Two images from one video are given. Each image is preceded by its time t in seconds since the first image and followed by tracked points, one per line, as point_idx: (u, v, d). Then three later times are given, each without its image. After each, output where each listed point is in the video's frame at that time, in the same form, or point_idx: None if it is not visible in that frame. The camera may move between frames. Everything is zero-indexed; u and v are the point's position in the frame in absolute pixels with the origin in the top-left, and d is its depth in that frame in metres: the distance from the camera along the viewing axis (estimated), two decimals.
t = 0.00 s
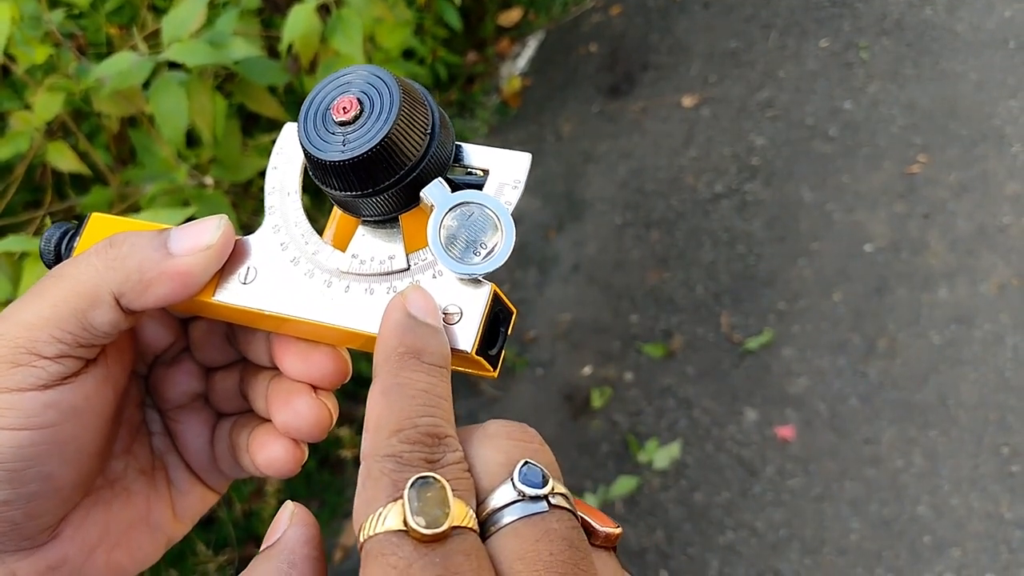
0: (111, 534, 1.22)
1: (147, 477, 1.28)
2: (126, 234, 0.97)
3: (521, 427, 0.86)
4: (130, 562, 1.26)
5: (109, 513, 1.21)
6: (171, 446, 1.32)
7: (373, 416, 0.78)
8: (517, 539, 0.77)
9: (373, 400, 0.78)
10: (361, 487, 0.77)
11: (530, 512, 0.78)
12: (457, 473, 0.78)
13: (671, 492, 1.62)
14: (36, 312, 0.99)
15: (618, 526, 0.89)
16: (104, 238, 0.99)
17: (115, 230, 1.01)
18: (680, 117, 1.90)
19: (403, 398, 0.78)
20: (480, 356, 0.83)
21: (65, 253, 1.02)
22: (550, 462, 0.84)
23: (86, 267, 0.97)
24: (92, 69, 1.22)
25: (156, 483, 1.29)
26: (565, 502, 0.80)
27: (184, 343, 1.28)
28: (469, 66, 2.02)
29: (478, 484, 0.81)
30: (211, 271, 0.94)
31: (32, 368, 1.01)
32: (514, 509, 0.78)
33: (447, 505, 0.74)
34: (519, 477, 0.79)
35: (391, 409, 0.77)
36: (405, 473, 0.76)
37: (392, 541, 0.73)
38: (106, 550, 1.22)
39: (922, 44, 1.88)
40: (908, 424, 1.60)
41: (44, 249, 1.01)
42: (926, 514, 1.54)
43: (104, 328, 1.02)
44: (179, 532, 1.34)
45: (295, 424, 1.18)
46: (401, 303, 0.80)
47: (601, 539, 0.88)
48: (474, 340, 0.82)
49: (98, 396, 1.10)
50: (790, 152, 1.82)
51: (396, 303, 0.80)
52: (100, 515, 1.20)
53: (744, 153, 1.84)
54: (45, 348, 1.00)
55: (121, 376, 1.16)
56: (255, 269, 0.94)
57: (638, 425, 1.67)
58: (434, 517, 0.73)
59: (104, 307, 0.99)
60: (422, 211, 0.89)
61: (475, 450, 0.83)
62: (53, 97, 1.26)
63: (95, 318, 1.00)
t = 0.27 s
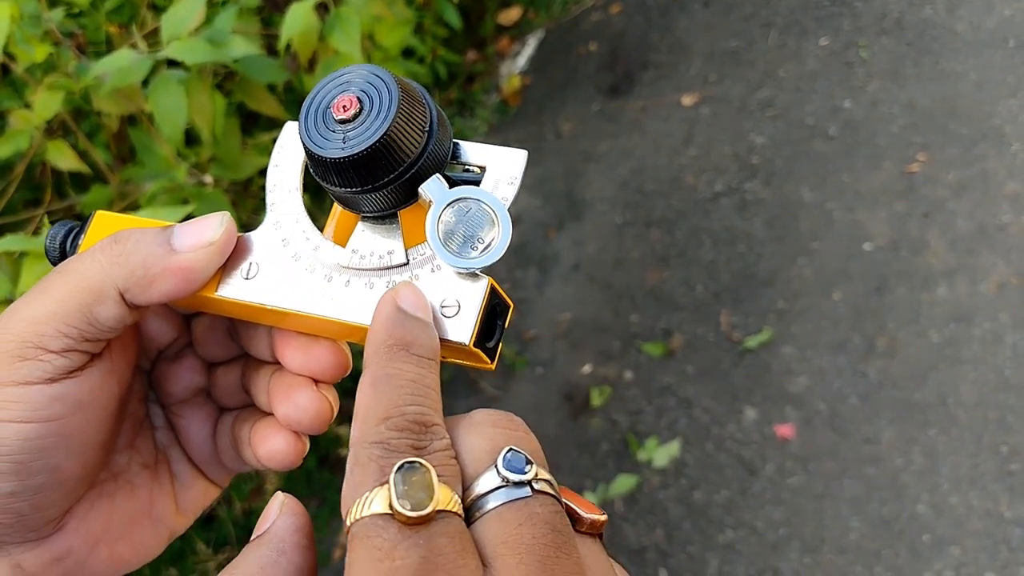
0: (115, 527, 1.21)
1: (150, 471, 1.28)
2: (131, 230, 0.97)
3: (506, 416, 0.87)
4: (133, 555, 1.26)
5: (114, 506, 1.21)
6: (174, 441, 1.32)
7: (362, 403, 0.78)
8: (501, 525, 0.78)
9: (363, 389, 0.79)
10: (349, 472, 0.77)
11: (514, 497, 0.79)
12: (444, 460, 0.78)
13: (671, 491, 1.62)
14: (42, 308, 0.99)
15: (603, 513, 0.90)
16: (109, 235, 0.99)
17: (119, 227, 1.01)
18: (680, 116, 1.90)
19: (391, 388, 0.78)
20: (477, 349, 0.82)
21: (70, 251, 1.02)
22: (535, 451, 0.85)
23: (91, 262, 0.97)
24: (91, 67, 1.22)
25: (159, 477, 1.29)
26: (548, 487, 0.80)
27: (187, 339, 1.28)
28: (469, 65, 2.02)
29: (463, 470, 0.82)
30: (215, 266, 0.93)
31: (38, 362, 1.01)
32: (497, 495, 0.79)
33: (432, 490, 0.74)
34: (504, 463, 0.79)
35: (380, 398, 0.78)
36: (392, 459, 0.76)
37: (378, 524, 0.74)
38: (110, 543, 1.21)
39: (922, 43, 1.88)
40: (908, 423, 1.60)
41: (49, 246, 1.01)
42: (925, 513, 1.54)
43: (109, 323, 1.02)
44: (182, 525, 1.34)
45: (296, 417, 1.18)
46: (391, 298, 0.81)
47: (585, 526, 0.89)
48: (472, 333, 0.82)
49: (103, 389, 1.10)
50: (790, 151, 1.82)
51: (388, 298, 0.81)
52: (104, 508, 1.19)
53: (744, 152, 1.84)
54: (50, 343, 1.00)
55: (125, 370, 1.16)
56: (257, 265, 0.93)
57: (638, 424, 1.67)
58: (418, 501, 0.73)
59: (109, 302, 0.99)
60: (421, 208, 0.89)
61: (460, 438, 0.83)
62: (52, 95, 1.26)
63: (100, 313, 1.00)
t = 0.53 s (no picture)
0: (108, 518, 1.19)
1: (141, 462, 1.24)
2: (118, 221, 0.97)
3: (417, 375, 0.83)
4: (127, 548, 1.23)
5: (105, 497, 1.18)
6: (165, 431, 1.29)
7: (244, 376, 0.74)
8: (410, 499, 0.75)
9: (244, 359, 0.74)
10: (236, 454, 0.73)
11: (422, 468, 0.75)
12: (337, 426, 0.74)
13: (670, 488, 1.62)
14: (30, 300, 0.99)
15: (531, 468, 0.87)
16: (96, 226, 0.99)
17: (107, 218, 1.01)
18: (679, 113, 1.90)
19: (272, 352, 0.73)
20: (463, 336, 0.84)
21: (59, 244, 1.02)
22: (450, 410, 0.82)
23: (78, 254, 0.97)
24: (88, 67, 1.23)
25: (150, 468, 1.25)
26: (462, 453, 0.77)
27: (177, 329, 1.25)
28: (469, 62, 2.03)
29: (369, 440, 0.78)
30: (201, 257, 0.94)
31: (26, 354, 1.01)
32: (405, 468, 0.76)
33: (319, 472, 0.70)
34: (409, 434, 0.76)
35: (262, 364, 0.73)
36: (278, 438, 0.72)
37: (268, 517, 0.70)
38: (103, 534, 1.18)
39: (922, 40, 1.87)
40: (907, 420, 1.60)
41: (37, 238, 1.02)
42: (924, 510, 1.54)
43: (97, 314, 1.02)
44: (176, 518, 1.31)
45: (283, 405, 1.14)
46: (265, 251, 0.75)
47: (512, 484, 0.86)
48: (457, 320, 0.83)
49: (91, 380, 1.09)
50: (789, 149, 1.82)
51: (262, 252, 0.75)
52: (94, 500, 1.17)
53: (743, 150, 1.84)
54: (38, 335, 1.00)
55: (115, 360, 1.15)
56: (245, 255, 0.94)
57: (636, 422, 1.67)
58: (305, 488, 0.69)
59: (96, 293, 0.99)
60: (406, 196, 0.89)
61: (365, 405, 0.80)
62: (49, 95, 1.25)
63: (88, 304, 1.00)
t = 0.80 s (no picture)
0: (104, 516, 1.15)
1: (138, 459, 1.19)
2: (113, 221, 0.98)
3: (327, 380, 0.83)
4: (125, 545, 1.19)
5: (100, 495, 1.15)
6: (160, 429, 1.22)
7: (151, 395, 0.75)
8: (321, 497, 0.74)
9: (150, 379, 0.76)
10: (147, 473, 0.73)
11: (334, 466, 0.75)
12: (245, 433, 0.74)
13: (667, 485, 1.62)
14: (26, 300, 0.99)
15: (447, 457, 0.86)
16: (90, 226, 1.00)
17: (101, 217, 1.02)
18: (677, 111, 1.90)
19: (175, 369, 0.75)
20: (456, 333, 0.85)
21: (53, 243, 1.02)
22: (361, 410, 0.81)
23: (74, 254, 0.97)
24: (85, 64, 1.23)
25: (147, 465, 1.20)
26: (375, 448, 0.77)
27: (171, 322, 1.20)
28: (467, 60, 2.04)
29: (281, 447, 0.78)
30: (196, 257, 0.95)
31: (24, 352, 1.00)
32: (318, 468, 0.75)
33: (226, 476, 0.70)
34: (318, 434, 0.75)
35: (167, 381, 0.74)
36: (185, 450, 0.72)
37: (179, 527, 0.69)
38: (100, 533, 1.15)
39: (920, 37, 1.87)
40: (904, 417, 1.60)
41: (31, 237, 1.02)
42: (921, 507, 1.54)
43: (93, 313, 1.02)
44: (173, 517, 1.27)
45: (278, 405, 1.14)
46: (166, 271, 0.78)
47: (429, 476, 0.85)
48: (449, 318, 0.84)
49: (88, 377, 1.09)
50: (787, 146, 1.82)
51: (163, 272, 0.78)
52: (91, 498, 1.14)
53: (741, 147, 1.84)
54: (36, 333, 1.00)
55: (109, 357, 1.13)
56: (239, 254, 0.95)
57: (634, 419, 1.67)
58: (212, 493, 0.69)
59: (92, 292, 0.99)
60: (398, 196, 0.89)
61: (277, 414, 0.80)
62: (46, 92, 1.25)
63: (84, 303, 1.00)
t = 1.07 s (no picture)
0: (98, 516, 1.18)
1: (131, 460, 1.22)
2: (104, 222, 0.97)
3: (312, 390, 0.82)
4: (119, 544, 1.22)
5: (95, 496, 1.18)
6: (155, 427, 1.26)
7: (137, 408, 0.75)
8: (306, 507, 0.73)
9: (136, 392, 0.76)
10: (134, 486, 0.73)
11: (320, 476, 0.74)
12: (230, 444, 0.74)
13: (666, 484, 1.62)
14: (17, 301, 0.98)
15: (435, 466, 0.86)
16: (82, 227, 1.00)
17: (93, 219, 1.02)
18: (676, 109, 1.90)
19: (161, 382, 0.75)
20: (448, 335, 0.84)
21: (46, 243, 1.02)
22: (346, 420, 0.80)
23: (65, 254, 0.97)
24: (83, 64, 1.22)
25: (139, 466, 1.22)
26: (361, 458, 0.76)
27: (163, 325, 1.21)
28: (466, 58, 2.06)
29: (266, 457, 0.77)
30: (186, 258, 0.94)
31: (17, 354, 1.01)
32: (302, 478, 0.74)
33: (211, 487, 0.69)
34: (303, 444, 0.74)
35: (152, 395, 0.74)
36: (169, 463, 0.72)
37: (164, 540, 0.69)
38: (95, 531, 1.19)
39: (919, 36, 1.87)
40: (902, 415, 1.60)
41: (24, 238, 1.02)
42: (920, 506, 1.54)
43: (85, 314, 1.02)
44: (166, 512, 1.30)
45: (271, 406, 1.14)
46: (152, 285, 0.79)
47: (416, 484, 0.85)
48: (442, 319, 0.84)
49: (78, 379, 1.10)
50: (785, 145, 1.83)
51: (149, 285, 0.79)
52: (86, 497, 1.17)
53: (739, 146, 1.84)
54: (27, 335, 1.00)
55: (101, 358, 1.15)
56: (231, 255, 0.94)
57: (633, 417, 1.67)
58: (197, 504, 0.68)
59: (84, 294, 1.00)
60: (390, 195, 0.90)
61: (264, 424, 0.79)
62: (44, 92, 1.25)
63: (75, 304, 1.00)
